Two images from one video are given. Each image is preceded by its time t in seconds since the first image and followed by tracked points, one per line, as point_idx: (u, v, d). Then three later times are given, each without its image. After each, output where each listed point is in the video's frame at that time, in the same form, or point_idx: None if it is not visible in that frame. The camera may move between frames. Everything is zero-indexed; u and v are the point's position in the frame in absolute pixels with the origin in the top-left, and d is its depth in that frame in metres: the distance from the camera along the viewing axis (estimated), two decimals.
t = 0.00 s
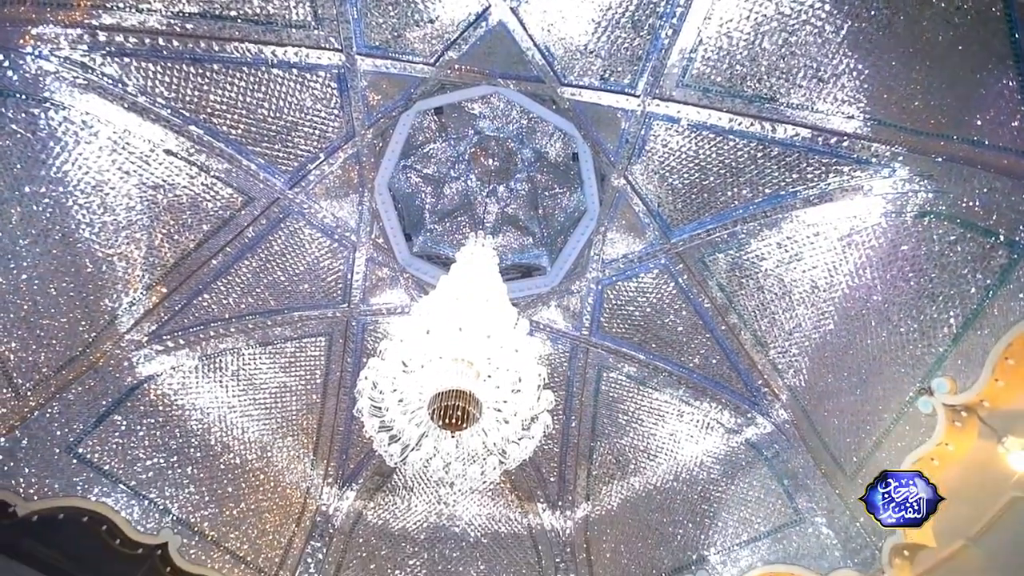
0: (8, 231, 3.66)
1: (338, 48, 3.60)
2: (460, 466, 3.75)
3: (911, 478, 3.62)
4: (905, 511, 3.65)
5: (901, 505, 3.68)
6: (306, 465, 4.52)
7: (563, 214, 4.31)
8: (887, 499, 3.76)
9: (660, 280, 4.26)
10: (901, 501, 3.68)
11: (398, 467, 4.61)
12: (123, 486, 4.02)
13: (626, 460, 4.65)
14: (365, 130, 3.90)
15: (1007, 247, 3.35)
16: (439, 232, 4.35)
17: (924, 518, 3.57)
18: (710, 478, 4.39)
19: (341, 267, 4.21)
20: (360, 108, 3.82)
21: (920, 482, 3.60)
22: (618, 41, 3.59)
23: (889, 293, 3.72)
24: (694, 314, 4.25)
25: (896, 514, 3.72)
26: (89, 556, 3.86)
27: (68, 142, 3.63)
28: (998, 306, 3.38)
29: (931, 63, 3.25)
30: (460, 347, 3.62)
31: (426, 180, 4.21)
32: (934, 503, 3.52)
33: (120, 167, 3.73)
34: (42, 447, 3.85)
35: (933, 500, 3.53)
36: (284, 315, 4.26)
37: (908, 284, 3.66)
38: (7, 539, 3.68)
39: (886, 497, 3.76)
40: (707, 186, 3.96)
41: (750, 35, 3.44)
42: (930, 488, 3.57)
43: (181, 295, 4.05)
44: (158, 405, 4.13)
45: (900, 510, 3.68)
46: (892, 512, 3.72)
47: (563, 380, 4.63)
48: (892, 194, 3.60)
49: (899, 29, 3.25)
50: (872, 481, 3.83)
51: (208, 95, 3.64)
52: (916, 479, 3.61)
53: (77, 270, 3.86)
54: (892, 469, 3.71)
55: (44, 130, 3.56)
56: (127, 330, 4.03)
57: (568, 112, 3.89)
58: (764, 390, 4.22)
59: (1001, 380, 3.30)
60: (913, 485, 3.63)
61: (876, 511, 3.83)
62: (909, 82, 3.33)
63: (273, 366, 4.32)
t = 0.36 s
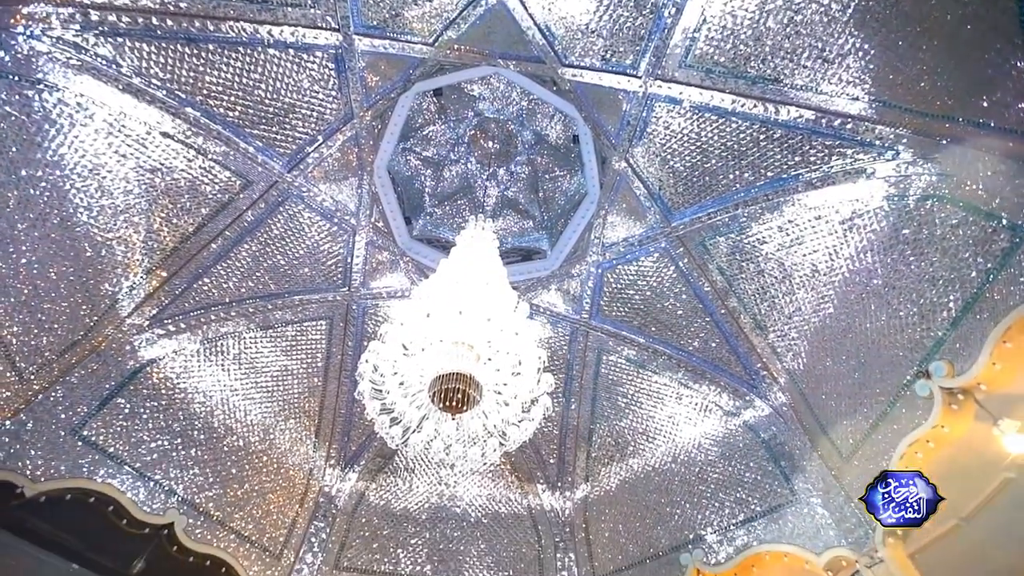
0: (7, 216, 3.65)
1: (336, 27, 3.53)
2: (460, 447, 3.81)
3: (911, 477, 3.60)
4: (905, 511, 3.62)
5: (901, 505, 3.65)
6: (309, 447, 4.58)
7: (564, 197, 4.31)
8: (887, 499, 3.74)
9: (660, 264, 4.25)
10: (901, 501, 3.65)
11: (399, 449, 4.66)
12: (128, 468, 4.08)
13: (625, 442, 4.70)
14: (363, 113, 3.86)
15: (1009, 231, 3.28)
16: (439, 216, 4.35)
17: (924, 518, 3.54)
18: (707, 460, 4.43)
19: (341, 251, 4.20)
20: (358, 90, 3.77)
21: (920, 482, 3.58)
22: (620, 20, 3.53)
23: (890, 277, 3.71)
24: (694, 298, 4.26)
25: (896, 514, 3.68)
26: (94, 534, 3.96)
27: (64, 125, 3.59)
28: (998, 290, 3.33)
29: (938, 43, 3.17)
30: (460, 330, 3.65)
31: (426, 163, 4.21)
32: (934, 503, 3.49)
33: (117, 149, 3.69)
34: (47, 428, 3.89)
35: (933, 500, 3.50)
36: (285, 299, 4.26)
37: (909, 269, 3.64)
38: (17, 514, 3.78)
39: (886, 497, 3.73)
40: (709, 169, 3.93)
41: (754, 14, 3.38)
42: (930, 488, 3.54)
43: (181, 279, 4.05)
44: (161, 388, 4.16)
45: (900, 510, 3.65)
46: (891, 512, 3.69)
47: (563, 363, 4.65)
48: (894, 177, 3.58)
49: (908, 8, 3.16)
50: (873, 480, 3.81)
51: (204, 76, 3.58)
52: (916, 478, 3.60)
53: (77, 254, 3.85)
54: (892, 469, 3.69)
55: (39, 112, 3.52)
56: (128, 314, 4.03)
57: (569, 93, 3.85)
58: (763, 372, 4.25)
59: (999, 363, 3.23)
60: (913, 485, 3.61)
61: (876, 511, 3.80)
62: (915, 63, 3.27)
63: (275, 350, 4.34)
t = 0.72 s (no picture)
0: (3, 202, 3.56)
1: (331, 6, 3.45)
2: (460, 429, 3.82)
3: (912, 477, 3.70)
4: (906, 511, 3.67)
5: (901, 505, 3.69)
6: (311, 430, 4.64)
7: (564, 178, 4.34)
8: (887, 499, 3.72)
9: (661, 248, 4.25)
10: (901, 502, 3.69)
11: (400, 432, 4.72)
12: (132, 450, 4.10)
13: (624, 424, 4.75)
14: (362, 94, 3.82)
15: (1012, 215, 3.21)
16: (439, 198, 4.39)
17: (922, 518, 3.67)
18: (706, 442, 4.45)
19: (341, 235, 4.20)
20: (356, 72, 3.72)
21: (920, 482, 3.71)
22: None
23: (890, 261, 3.70)
24: (694, 281, 4.26)
25: (896, 515, 3.69)
26: (102, 513, 3.97)
27: (59, 107, 3.50)
28: (998, 275, 3.28)
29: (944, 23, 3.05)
30: (461, 312, 3.64)
31: (425, 146, 4.23)
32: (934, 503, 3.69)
33: (112, 132, 3.64)
34: (49, 412, 3.86)
35: (932, 501, 3.70)
36: (286, 282, 4.29)
37: (909, 254, 3.63)
38: (25, 495, 3.78)
39: (886, 497, 3.73)
40: (710, 151, 3.89)
41: None
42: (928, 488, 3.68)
43: (181, 263, 4.05)
44: (164, 371, 4.17)
45: (900, 510, 3.69)
46: (892, 512, 3.69)
47: (563, 345, 4.71)
48: (898, 159, 3.53)
49: None
50: (873, 480, 3.79)
51: (199, 56, 3.51)
52: (916, 478, 3.69)
53: (76, 239, 3.82)
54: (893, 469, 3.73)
55: (33, 94, 3.42)
56: (129, 298, 4.03)
57: (570, 74, 3.81)
58: (762, 355, 4.27)
59: (997, 347, 3.27)
60: (913, 485, 3.70)
61: (876, 511, 3.75)
62: (924, 42, 3.15)
63: (276, 334, 4.36)
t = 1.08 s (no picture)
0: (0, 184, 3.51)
1: None
2: (461, 412, 3.85)
3: (911, 477, 3.66)
4: (905, 511, 3.67)
5: (901, 505, 3.68)
6: (313, 412, 4.69)
7: (565, 161, 4.30)
8: (887, 499, 3.70)
9: (661, 231, 4.24)
10: (901, 502, 3.68)
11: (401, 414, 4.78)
12: (137, 432, 4.07)
13: (624, 407, 4.78)
14: (360, 75, 3.76)
15: (1016, 198, 3.18)
16: (439, 181, 4.39)
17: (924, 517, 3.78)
18: (704, 424, 4.49)
19: (341, 218, 4.19)
20: (354, 52, 3.66)
21: (920, 482, 3.67)
22: None
23: (892, 245, 3.67)
24: (694, 264, 4.26)
25: (896, 514, 3.68)
26: (109, 493, 3.92)
27: (53, 89, 3.44)
28: (999, 259, 3.27)
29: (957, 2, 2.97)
30: (461, 296, 3.65)
31: (424, 128, 4.19)
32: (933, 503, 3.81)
33: (108, 114, 3.57)
34: (54, 396, 3.83)
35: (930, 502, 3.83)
36: (286, 266, 4.28)
37: (910, 237, 3.60)
38: (32, 476, 3.71)
39: (886, 498, 3.70)
40: (713, 133, 3.85)
41: None
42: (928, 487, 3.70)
43: (180, 247, 4.04)
44: (166, 354, 4.17)
45: (900, 510, 3.68)
46: (892, 512, 3.68)
47: (563, 329, 4.74)
48: (902, 141, 3.47)
49: None
50: (872, 480, 3.76)
51: (194, 35, 3.45)
52: (916, 478, 3.67)
53: (74, 223, 3.77)
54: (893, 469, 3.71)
55: (26, 75, 3.36)
56: (130, 281, 4.01)
57: (571, 54, 3.75)
58: (762, 339, 4.27)
59: (995, 330, 3.29)
60: (912, 484, 3.68)
61: (875, 511, 3.73)
62: (933, 22, 3.07)
63: (277, 317, 4.37)
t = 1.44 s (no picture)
0: None
1: None
2: (461, 394, 3.87)
3: (912, 477, 3.63)
4: (906, 511, 3.60)
5: (901, 505, 3.63)
6: (315, 395, 4.74)
7: (565, 143, 4.29)
8: (887, 498, 3.66)
9: (662, 214, 4.23)
10: (901, 502, 3.63)
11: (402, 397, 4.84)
12: (141, 415, 4.10)
13: (623, 390, 4.82)
14: (358, 55, 3.70)
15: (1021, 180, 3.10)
16: (439, 163, 4.37)
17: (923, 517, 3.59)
18: (703, 407, 4.52)
19: (340, 201, 4.18)
20: (351, 31, 3.59)
21: (920, 483, 3.63)
22: None
23: (894, 228, 3.63)
24: (695, 247, 4.26)
25: (897, 515, 3.62)
26: (115, 473, 3.92)
27: (46, 69, 3.38)
28: (1002, 243, 3.21)
29: None
30: (461, 278, 3.66)
31: (423, 109, 4.16)
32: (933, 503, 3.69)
33: (103, 95, 3.52)
34: (56, 377, 3.83)
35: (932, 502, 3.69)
36: (286, 249, 4.28)
37: (913, 221, 3.56)
38: (38, 459, 3.68)
39: (886, 498, 3.66)
40: (715, 115, 3.81)
41: None
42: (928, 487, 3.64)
43: (179, 230, 4.02)
44: (167, 338, 4.18)
45: (900, 509, 3.62)
46: (892, 512, 3.61)
47: (563, 312, 4.77)
48: (907, 123, 3.42)
49: None
50: (872, 480, 3.74)
51: (188, 14, 3.38)
52: (916, 478, 3.63)
53: (72, 207, 3.73)
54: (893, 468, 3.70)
55: (18, 55, 3.28)
56: (129, 265, 3.99)
57: (573, 33, 3.71)
58: (762, 322, 4.29)
59: (994, 313, 3.25)
60: (913, 484, 3.64)
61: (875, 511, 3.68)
62: None
63: (277, 301, 4.38)
